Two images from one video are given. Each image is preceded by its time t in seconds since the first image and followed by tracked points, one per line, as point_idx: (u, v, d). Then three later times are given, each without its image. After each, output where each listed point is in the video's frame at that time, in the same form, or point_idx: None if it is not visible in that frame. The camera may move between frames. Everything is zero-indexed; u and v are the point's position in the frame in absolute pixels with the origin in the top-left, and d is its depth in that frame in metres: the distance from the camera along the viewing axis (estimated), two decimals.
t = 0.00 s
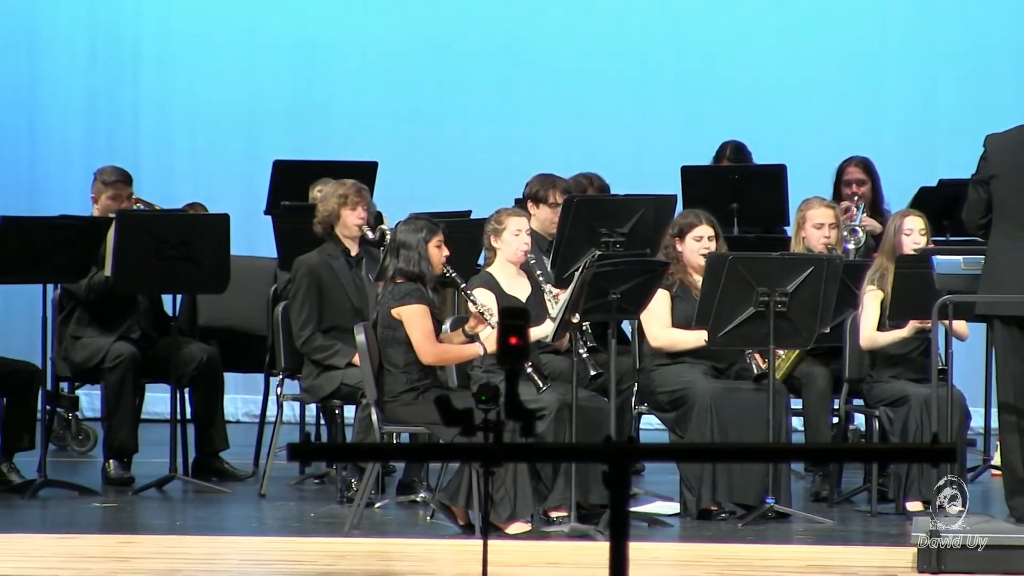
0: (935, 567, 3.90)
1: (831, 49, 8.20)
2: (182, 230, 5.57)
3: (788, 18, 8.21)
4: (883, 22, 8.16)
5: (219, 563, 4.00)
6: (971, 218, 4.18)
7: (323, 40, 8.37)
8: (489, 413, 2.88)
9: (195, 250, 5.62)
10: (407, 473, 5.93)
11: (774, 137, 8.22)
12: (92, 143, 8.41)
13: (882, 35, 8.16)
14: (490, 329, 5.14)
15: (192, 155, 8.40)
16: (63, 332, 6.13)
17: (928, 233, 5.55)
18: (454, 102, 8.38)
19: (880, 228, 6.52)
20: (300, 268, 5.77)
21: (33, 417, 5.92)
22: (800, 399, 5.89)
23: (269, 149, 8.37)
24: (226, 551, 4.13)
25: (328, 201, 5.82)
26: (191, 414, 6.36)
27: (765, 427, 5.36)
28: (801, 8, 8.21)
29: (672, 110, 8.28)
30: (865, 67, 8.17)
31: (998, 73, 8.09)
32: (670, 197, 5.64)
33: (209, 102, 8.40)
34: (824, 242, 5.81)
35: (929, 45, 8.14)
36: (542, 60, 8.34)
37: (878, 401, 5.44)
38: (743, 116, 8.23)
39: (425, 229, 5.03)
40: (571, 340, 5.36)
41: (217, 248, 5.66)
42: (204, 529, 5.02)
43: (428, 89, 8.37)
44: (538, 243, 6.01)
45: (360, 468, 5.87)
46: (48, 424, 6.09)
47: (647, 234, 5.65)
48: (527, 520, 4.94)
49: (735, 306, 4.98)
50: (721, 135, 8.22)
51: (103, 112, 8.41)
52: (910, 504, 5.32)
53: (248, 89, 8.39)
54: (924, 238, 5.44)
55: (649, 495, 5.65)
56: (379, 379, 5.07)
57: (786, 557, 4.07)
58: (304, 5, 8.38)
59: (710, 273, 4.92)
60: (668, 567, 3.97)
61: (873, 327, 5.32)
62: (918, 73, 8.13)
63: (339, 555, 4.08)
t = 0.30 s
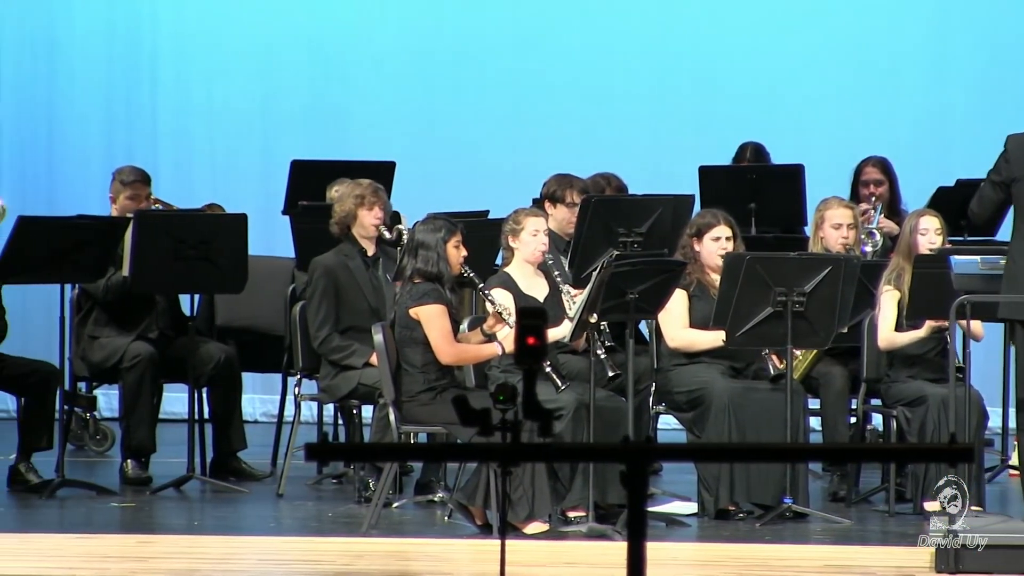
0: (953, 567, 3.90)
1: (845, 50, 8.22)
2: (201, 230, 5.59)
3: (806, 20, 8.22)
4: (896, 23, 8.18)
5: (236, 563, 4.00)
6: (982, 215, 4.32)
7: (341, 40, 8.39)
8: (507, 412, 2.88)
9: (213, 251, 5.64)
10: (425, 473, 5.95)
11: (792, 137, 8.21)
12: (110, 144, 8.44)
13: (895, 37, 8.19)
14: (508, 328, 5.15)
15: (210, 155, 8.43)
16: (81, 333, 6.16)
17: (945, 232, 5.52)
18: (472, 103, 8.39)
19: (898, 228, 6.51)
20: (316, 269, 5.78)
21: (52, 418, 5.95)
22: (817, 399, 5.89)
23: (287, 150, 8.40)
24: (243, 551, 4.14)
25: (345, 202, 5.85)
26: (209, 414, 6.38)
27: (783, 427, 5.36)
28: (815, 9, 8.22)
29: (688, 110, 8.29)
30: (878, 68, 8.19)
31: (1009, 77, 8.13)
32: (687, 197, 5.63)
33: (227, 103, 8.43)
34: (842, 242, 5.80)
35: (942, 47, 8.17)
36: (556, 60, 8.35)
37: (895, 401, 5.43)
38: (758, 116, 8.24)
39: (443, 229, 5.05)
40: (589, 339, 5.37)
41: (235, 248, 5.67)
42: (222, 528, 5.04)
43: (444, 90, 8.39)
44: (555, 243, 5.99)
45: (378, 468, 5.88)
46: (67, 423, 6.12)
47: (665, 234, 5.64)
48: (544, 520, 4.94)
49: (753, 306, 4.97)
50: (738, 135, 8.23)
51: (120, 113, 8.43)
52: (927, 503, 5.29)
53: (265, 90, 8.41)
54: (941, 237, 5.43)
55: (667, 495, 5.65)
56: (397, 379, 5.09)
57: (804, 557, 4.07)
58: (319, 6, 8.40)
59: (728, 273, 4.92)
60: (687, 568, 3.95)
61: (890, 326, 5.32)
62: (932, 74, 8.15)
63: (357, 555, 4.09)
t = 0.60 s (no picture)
0: (972, 567, 3.89)
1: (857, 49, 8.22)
2: (221, 230, 5.62)
3: (826, 20, 8.22)
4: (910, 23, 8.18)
5: (256, 563, 4.01)
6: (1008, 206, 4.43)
7: (362, 41, 8.41)
8: (527, 412, 2.88)
9: (233, 251, 5.66)
10: (445, 473, 5.97)
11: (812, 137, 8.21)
12: (130, 144, 8.49)
13: (908, 36, 8.19)
14: (528, 328, 5.16)
15: (230, 156, 8.46)
16: (101, 333, 6.20)
17: (963, 232, 5.53)
18: (492, 103, 8.41)
19: (918, 228, 6.49)
20: (336, 269, 5.80)
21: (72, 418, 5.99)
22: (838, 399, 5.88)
23: (308, 150, 8.43)
24: (263, 550, 4.14)
25: (364, 202, 5.86)
26: (229, 414, 6.41)
27: (802, 427, 5.35)
28: (827, 8, 8.22)
29: (702, 110, 8.29)
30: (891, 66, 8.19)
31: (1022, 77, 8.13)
32: (707, 197, 5.63)
33: (248, 103, 8.46)
34: (862, 242, 5.79)
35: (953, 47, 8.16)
36: (568, 60, 8.37)
37: (915, 401, 5.43)
38: (770, 117, 8.25)
39: (463, 229, 5.06)
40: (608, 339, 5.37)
41: (255, 248, 5.70)
42: (242, 528, 5.06)
43: (457, 90, 8.40)
44: (576, 242, 6.00)
45: (398, 467, 5.90)
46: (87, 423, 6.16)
47: (685, 234, 5.64)
48: (564, 520, 4.95)
49: (773, 306, 4.98)
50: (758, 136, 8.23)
51: (140, 114, 8.47)
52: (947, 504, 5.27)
53: (286, 91, 8.44)
54: (959, 237, 5.43)
55: (686, 495, 5.65)
56: (416, 379, 5.10)
57: (824, 556, 4.06)
58: (339, 6, 8.43)
59: (747, 273, 4.92)
60: (708, 568, 3.94)
61: (909, 326, 5.32)
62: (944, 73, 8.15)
63: (377, 554, 4.10)
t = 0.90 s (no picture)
0: (993, 567, 3.92)
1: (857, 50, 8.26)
2: (242, 230, 5.64)
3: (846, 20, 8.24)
4: (906, 23, 8.22)
5: (277, 563, 3.99)
6: None
7: (383, 41, 8.44)
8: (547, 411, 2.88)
9: (254, 250, 5.69)
10: (466, 473, 5.99)
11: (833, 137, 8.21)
12: (150, 141, 8.51)
13: (909, 36, 8.23)
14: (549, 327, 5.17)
15: (252, 156, 8.49)
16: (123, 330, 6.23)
17: (985, 232, 5.51)
18: (513, 103, 8.44)
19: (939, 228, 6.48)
20: (357, 268, 5.83)
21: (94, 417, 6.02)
22: (859, 398, 5.88)
23: (329, 150, 8.45)
24: (284, 550, 4.13)
25: (386, 201, 5.87)
26: (250, 414, 6.44)
27: (823, 427, 5.35)
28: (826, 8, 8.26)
29: (707, 111, 8.33)
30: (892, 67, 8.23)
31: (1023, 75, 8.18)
32: (728, 197, 5.63)
33: (269, 103, 8.49)
34: (883, 242, 5.78)
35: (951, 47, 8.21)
36: (571, 61, 8.40)
37: (936, 401, 5.42)
38: (772, 119, 8.29)
39: (483, 228, 5.08)
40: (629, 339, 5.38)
41: (276, 248, 5.72)
42: (263, 528, 5.08)
43: (462, 91, 8.43)
44: (598, 242, 6.01)
45: (419, 467, 5.92)
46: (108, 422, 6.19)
47: (707, 234, 5.64)
48: (585, 520, 4.97)
49: (793, 306, 4.97)
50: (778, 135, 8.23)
51: (161, 112, 8.50)
52: (967, 504, 5.26)
53: (307, 91, 8.47)
54: (981, 237, 5.42)
55: (707, 495, 5.65)
56: (437, 379, 5.12)
57: (845, 556, 4.04)
58: (360, 6, 8.45)
59: (768, 273, 4.92)
60: (729, 568, 3.92)
61: (929, 327, 5.31)
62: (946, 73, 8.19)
63: (398, 554, 4.09)
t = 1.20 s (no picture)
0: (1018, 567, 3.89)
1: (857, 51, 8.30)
2: (266, 229, 5.66)
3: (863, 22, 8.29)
4: (904, 24, 8.27)
5: (301, 562, 3.93)
6: None
7: (406, 40, 8.47)
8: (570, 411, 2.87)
9: (277, 250, 5.71)
10: (489, 473, 6.01)
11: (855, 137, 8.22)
12: (173, 141, 8.55)
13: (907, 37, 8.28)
14: (572, 327, 5.17)
15: (275, 157, 8.52)
16: (147, 329, 6.25)
17: (1008, 231, 5.51)
18: (535, 104, 8.46)
19: (963, 227, 6.46)
20: (380, 268, 5.85)
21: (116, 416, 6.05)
22: (882, 398, 5.87)
23: (352, 151, 8.48)
24: (306, 551, 4.07)
25: (410, 201, 5.89)
26: (273, 414, 6.47)
27: (847, 427, 5.34)
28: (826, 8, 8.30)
29: (710, 111, 8.36)
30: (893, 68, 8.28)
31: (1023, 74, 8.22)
32: (752, 196, 5.62)
33: (293, 103, 8.52)
34: (907, 242, 5.77)
35: (948, 47, 8.25)
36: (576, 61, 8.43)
37: (958, 401, 5.41)
38: (772, 119, 8.32)
39: (506, 228, 5.08)
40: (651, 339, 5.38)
41: (299, 247, 5.74)
42: (287, 528, 5.11)
43: (468, 92, 8.46)
44: (621, 242, 6.00)
45: (442, 467, 5.94)
46: (131, 421, 6.22)
47: (730, 233, 5.63)
48: (608, 520, 4.97)
49: (817, 306, 4.97)
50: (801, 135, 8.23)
51: (184, 112, 8.54)
52: (990, 504, 5.29)
53: (331, 91, 8.50)
54: (1003, 237, 5.41)
55: (730, 495, 5.65)
56: (461, 378, 5.13)
57: (868, 557, 4.05)
58: (384, 6, 8.48)
59: (791, 273, 4.92)
60: (754, 568, 3.90)
61: (953, 327, 5.31)
62: (948, 73, 8.23)
63: (419, 555, 4.03)
